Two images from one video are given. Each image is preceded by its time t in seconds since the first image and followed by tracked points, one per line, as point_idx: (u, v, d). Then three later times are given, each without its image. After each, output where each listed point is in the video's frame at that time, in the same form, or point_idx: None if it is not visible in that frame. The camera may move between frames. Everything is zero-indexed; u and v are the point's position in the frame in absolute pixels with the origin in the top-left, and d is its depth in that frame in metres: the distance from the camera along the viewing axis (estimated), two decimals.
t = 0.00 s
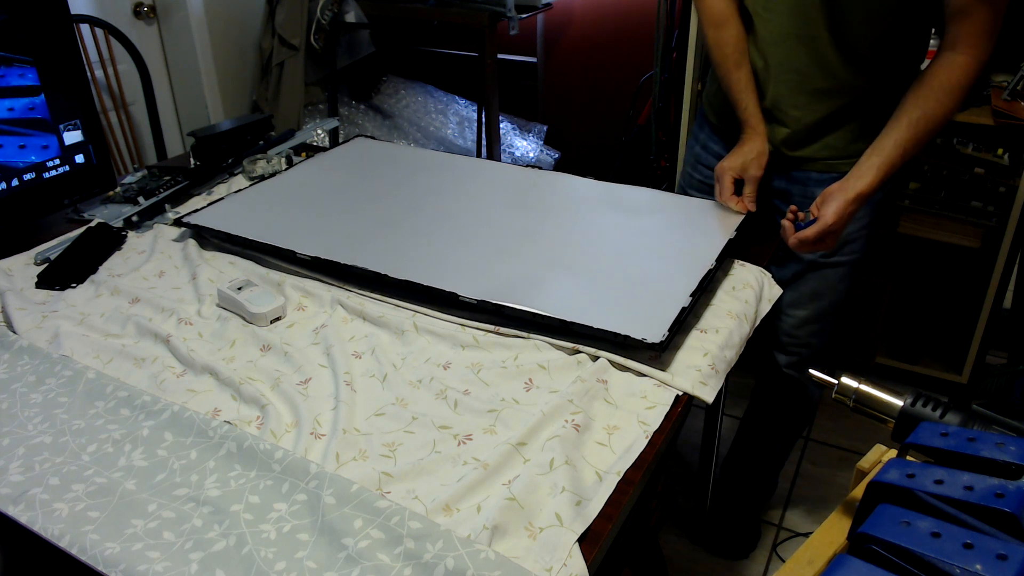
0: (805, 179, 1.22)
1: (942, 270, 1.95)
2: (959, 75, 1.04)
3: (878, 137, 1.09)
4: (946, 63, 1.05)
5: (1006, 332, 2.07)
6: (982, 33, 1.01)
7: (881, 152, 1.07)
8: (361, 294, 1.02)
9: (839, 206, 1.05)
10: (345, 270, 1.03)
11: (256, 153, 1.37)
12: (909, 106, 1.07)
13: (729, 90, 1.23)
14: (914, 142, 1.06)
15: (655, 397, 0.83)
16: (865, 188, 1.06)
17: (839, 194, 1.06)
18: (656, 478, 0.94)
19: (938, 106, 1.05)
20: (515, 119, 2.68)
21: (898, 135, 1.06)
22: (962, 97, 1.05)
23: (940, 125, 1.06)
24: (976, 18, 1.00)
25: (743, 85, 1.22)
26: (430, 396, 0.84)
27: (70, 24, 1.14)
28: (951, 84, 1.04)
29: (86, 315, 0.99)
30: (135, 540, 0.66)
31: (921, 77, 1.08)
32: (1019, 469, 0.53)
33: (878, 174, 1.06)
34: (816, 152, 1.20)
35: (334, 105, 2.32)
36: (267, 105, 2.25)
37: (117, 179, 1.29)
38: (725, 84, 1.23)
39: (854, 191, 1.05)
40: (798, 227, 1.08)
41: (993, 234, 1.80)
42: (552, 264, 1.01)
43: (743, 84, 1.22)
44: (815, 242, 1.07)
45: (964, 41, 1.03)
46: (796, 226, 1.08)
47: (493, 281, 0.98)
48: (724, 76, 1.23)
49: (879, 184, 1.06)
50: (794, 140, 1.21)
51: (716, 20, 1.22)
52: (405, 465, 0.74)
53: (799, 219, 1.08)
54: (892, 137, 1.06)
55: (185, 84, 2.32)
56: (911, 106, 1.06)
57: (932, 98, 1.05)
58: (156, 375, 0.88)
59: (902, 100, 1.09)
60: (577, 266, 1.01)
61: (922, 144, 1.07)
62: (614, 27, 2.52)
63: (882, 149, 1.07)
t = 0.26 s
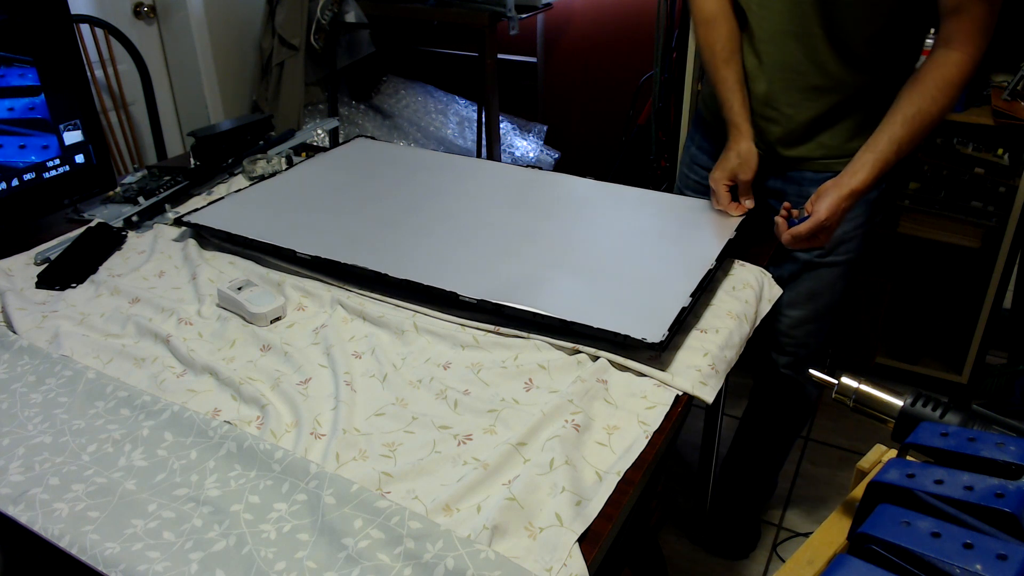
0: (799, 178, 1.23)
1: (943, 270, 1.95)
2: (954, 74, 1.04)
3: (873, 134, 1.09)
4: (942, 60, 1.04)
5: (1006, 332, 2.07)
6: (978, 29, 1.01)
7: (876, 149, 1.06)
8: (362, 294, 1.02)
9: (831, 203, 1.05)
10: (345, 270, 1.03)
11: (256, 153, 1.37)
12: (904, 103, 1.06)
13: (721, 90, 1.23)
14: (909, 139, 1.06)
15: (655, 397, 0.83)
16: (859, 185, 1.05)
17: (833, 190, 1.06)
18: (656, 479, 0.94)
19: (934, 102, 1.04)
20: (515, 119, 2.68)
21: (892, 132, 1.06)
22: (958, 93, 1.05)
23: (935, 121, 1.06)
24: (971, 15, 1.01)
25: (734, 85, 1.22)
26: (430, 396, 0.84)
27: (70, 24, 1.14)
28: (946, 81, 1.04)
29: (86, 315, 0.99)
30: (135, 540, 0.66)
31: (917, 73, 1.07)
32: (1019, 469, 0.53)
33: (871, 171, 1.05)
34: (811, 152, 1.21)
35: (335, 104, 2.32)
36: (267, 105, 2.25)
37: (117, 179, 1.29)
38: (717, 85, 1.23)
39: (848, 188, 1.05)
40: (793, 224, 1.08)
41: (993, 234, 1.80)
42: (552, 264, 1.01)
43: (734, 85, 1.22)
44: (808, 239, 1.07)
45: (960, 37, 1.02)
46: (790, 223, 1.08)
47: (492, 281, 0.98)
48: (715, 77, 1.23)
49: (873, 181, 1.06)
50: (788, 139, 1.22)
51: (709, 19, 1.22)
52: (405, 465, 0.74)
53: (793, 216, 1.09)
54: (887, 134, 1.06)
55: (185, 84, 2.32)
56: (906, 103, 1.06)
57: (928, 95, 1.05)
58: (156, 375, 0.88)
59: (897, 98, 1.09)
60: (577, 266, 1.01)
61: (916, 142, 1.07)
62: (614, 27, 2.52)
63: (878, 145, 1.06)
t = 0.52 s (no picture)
0: (796, 178, 1.23)
1: (943, 270, 1.95)
2: (951, 72, 1.03)
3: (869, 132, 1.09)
4: (938, 57, 1.04)
5: (1007, 332, 2.06)
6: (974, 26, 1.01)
7: (871, 147, 1.06)
8: (362, 294, 1.02)
9: (823, 200, 1.05)
10: (345, 270, 1.03)
11: (256, 153, 1.37)
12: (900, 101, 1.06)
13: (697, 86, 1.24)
14: (905, 137, 1.06)
15: (655, 397, 0.83)
16: (855, 183, 1.05)
17: (828, 188, 1.06)
18: (656, 479, 0.94)
19: (929, 101, 1.04)
20: (515, 119, 2.68)
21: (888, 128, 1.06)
22: (954, 91, 1.04)
23: (931, 119, 1.06)
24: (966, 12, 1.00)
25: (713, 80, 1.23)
26: (430, 396, 0.84)
27: (71, 25, 1.14)
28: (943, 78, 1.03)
29: (86, 315, 0.99)
30: (135, 540, 0.66)
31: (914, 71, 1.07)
32: (1019, 469, 0.53)
33: (866, 168, 1.05)
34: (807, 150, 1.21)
35: (335, 104, 2.32)
36: (267, 105, 2.25)
37: (117, 179, 1.29)
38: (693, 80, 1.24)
39: (843, 186, 1.05)
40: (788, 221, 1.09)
41: (993, 234, 1.80)
42: (552, 264, 1.01)
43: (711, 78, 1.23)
44: (803, 235, 1.07)
45: (956, 34, 1.02)
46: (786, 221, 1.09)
47: (492, 282, 0.98)
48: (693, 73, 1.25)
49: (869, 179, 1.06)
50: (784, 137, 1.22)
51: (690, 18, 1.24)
52: (405, 465, 0.74)
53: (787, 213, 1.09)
54: (883, 132, 1.06)
55: (185, 84, 2.32)
56: (902, 102, 1.06)
57: (924, 92, 1.04)
58: (156, 375, 0.88)
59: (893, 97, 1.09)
60: (577, 266, 1.01)
61: (912, 140, 1.07)
62: (614, 27, 2.52)
63: (874, 143, 1.06)
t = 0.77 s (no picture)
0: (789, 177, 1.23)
1: (943, 270, 1.95)
2: (940, 62, 1.02)
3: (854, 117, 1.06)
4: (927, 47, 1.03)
5: (1007, 332, 2.06)
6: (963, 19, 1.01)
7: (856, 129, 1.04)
8: (362, 295, 1.02)
9: (807, 178, 1.02)
10: (345, 271, 1.03)
11: (256, 153, 1.37)
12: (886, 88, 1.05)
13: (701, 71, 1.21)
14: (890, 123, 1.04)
15: (655, 397, 0.83)
16: (837, 165, 1.02)
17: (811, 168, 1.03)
18: (656, 479, 0.94)
19: (916, 89, 1.03)
20: (515, 119, 2.68)
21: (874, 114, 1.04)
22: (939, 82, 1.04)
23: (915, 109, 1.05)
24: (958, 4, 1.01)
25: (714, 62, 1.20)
26: (430, 396, 0.84)
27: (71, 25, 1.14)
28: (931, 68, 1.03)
29: (86, 315, 0.99)
30: (135, 540, 0.66)
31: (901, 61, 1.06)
32: (1019, 469, 0.53)
33: (850, 150, 1.03)
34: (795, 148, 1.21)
35: (334, 104, 2.32)
36: (267, 105, 2.25)
37: (117, 179, 1.29)
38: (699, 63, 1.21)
39: (826, 166, 1.02)
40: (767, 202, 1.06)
41: (993, 234, 1.79)
42: (552, 264, 1.01)
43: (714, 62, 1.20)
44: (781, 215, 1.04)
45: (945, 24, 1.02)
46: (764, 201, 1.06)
47: (492, 282, 0.98)
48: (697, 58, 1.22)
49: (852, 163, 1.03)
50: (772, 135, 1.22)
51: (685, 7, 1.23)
52: (405, 465, 0.74)
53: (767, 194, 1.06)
54: (869, 116, 1.04)
55: (185, 84, 2.32)
56: (889, 88, 1.04)
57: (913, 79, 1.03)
58: (156, 375, 0.88)
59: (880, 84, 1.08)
60: (577, 266, 1.01)
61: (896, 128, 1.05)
62: (613, 27, 2.52)
63: (859, 126, 1.04)
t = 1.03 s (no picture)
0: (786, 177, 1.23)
1: (943, 270, 1.95)
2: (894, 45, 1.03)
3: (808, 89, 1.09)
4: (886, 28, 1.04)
5: (1007, 332, 2.06)
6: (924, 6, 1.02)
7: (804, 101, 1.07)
8: (362, 295, 1.02)
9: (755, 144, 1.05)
10: (345, 271, 1.03)
11: (256, 153, 1.37)
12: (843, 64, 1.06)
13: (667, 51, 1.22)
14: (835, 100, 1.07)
15: (655, 397, 0.83)
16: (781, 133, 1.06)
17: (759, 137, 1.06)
18: (656, 479, 0.94)
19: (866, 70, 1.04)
20: (515, 119, 2.68)
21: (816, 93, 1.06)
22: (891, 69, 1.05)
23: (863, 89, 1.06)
24: None
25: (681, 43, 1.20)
26: (430, 396, 0.84)
27: (71, 25, 1.14)
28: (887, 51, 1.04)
29: (86, 315, 0.99)
30: (135, 540, 0.66)
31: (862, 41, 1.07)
32: (1019, 469, 0.53)
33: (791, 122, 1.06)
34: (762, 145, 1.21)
35: (335, 104, 2.32)
36: (267, 105, 2.25)
37: (117, 179, 1.29)
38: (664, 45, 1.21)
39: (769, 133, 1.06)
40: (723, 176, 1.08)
41: (993, 234, 1.79)
42: (552, 264, 1.01)
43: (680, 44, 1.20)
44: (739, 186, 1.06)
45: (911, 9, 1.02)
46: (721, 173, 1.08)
47: (492, 282, 0.98)
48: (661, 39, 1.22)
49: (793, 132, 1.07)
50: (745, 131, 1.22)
51: None
52: (405, 465, 0.74)
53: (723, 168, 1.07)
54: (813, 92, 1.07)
55: (185, 84, 2.32)
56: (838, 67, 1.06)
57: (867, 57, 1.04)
58: (156, 375, 0.88)
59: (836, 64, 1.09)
60: (578, 265, 1.01)
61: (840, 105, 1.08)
62: (613, 26, 2.52)
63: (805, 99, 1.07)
